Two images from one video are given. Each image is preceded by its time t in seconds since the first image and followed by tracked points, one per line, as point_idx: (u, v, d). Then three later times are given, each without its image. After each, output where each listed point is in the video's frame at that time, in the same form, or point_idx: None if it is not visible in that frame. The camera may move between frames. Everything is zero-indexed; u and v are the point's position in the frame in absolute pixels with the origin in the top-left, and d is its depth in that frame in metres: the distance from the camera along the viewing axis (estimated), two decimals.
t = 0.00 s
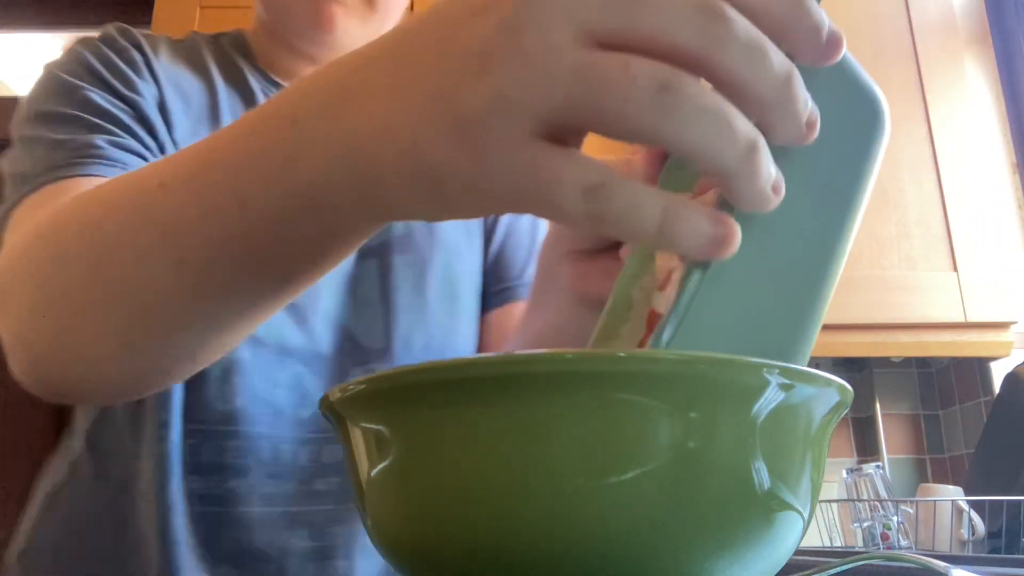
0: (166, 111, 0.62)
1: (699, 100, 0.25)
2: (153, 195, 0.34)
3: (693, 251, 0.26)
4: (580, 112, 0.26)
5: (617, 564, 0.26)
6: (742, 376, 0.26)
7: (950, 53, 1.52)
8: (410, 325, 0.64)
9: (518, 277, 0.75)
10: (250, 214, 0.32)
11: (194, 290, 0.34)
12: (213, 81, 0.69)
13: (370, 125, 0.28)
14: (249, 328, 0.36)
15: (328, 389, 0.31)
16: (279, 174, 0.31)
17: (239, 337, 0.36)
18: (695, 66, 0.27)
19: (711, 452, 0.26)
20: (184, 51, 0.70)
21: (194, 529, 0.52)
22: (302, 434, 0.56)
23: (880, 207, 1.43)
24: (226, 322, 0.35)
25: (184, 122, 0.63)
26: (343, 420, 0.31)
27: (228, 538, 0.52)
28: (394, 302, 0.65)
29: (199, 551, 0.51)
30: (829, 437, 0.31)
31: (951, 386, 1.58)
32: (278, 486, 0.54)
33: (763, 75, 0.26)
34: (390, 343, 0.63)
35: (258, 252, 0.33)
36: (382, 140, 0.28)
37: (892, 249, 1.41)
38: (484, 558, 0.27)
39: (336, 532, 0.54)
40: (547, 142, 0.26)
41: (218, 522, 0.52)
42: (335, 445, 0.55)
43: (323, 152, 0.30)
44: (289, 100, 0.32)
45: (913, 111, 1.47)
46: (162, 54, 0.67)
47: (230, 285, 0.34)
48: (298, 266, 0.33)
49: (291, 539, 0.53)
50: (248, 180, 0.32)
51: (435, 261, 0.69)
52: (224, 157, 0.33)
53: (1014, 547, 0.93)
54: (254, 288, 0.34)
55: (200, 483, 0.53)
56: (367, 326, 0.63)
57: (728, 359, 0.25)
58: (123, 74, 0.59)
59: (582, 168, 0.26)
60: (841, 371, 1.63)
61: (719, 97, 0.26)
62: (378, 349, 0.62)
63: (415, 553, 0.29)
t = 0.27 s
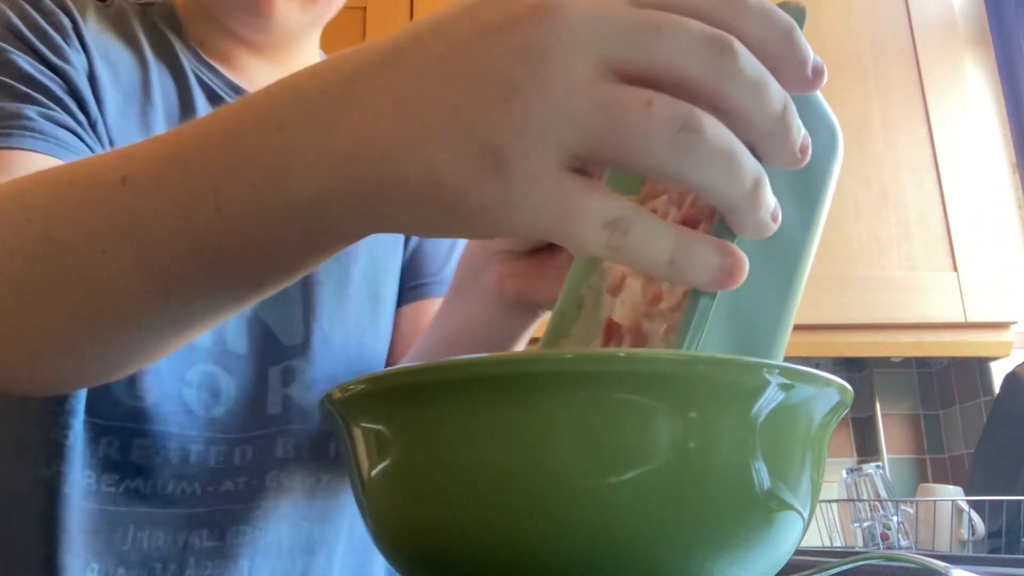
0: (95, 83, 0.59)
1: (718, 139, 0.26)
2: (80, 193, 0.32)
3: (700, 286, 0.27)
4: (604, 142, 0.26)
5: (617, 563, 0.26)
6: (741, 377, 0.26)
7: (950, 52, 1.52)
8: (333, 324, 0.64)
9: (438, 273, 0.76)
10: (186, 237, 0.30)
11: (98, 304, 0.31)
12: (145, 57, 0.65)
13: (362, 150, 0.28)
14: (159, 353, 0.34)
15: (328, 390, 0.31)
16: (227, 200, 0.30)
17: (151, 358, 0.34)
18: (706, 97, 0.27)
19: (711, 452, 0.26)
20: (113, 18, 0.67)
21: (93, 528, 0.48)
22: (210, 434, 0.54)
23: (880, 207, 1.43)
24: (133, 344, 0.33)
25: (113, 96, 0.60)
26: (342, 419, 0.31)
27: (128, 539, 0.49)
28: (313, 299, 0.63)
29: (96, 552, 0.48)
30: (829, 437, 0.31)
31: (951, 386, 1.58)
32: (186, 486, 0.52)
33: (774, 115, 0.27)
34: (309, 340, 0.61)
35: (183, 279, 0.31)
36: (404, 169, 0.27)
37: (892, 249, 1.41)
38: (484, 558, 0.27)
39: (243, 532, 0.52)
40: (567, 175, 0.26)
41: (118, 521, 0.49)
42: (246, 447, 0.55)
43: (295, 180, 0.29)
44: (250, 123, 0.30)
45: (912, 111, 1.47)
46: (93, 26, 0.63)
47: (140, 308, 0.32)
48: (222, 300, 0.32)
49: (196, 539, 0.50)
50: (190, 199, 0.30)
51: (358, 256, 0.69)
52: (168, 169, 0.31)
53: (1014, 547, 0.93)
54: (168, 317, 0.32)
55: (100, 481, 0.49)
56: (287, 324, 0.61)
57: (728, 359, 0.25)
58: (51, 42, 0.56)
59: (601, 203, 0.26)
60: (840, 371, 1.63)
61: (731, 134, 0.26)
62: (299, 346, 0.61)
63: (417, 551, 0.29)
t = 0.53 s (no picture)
0: (69, 70, 0.56)
1: (719, 78, 0.26)
2: (63, 163, 0.31)
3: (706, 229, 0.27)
4: (607, 87, 0.26)
5: (617, 563, 0.26)
6: (742, 377, 0.26)
7: (950, 53, 1.52)
8: (310, 318, 0.62)
9: (410, 261, 0.75)
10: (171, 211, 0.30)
11: (83, 277, 0.31)
12: (117, 45, 0.62)
13: (356, 112, 0.28)
14: (146, 331, 0.34)
15: (327, 390, 0.31)
16: (214, 168, 0.29)
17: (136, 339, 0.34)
18: (702, 31, 0.27)
19: (711, 452, 0.26)
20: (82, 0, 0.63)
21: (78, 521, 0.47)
22: (194, 426, 0.53)
23: (880, 206, 1.43)
24: (114, 322, 0.32)
25: (88, 84, 0.57)
26: (342, 420, 0.31)
27: (113, 533, 0.48)
28: (292, 292, 0.62)
29: (81, 545, 0.47)
30: (828, 438, 0.31)
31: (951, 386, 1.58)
32: (172, 480, 0.50)
33: (769, 50, 0.27)
34: (289, 335, 0.60)
35: (170, 253, 0.30)
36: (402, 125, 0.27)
37: (892, 248, 1.41)
38: (485, 557, 0.27)
39: (224, 529, 0.51)
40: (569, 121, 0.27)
41: (102, 515, 0.48)
42: (226, 443, 0.54)
43: (290, 147, 0.29)
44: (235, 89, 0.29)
45: (912, 110, 1.47)
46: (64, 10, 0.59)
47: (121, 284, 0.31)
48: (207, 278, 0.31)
49: (179, 536, 0.49)
50: (176, 171, 0.29)
51: (334, 249, 0.67)
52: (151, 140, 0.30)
53: (1015, 547, 0.93)
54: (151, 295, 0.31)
55: (88, 474, 0.48)
56: (265, 318, 0.59)
57: (728, 360, 0.25)
58: (22, 24, 0.53)
59: (605, 151, 0.27)
60: (840, 371, 1.63)
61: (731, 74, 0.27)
62: (279, 340, 0.59)
63: (417, 550, 0.29)
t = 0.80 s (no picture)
0: (50, 68, 0.54)
1: (721, 67, 0.26)
2: (42, 157, 0.31)
3: (708, 220, 0.27)
4: (608, 77, 0.26)
5: (614, 563, 0.26)
6: (742, 376, 0.26)
7: (950, 53, 1.52)
8: (295, 316, 0.61)
9: (398, 254, 0.73)
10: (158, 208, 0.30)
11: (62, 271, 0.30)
12: (99, 40, 0.61)
13: (349, 101, 0.27)
14: (127, 328, 0.33)
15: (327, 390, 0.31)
16: (199, 160, 0.29)
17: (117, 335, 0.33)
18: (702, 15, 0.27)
19: (711, 453, 0.26)
20: None
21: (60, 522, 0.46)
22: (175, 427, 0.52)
23: (880, 206, 1.43)
24: (94, 322, 0.32)
25: (69, 79, 0.56)
26: (342, 419, 0.31)
27: (94, 534, 0.47)
28: (277, 289, 0.60)
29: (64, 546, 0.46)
30: (828, 439, 0.31)
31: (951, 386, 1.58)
32: (152, 482, 0.49)
33: (766, 34, 0.27)
34: (273, 334, 0.59)
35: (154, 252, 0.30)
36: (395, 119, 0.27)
37: (892, 249, 1.41)
38: (484, 556, 0.27)
39: (207, 530, 0.50)
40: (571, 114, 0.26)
41: (84, 517, 0.47)
42: (210, 441, 0.53)
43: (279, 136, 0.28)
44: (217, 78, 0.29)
45: (912, 110, 1.47)
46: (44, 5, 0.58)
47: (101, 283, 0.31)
48: (190, 274, 0.31)
49: (162, 536, 0.49)
50: (159, 162, 0.29)
51: (320, 244, 0.65)
52: (129, 135, 0.30)
53: (1014, 546, 0.93)
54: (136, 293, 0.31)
55: (66, 475, 0.47)
56: (248, 316, 0.58)
57: (728, 360, 0.25)
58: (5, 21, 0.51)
59: (609, 142, 0.26)
60: (840, 371, 1.63)
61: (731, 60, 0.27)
62: (263, 338, 0.58)
63: (416, 549, 0.29)
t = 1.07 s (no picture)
0: (37, 64, 0.54)
1: (719, 92, 0.26)
2: (22, 166, 0.30)
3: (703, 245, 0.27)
4: (606, 97, 0.26)
5: (611, 562, 0.26)
6: (743, 377, 0.26)
7: (950, 52, 1.52)
8: (289, 312, 0.61)
9: (393, 251, 0.73)
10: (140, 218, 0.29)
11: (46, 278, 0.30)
12: (86, 37, 0.61)
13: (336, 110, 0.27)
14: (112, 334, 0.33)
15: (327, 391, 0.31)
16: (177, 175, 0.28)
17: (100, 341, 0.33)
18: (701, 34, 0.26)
19: (711, 453, 0.26)
20: None
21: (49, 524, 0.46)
22: (166, 426, 0.52)
23: (881, 206, 1.43)
24: (73, 329, 0.31)
25: (55, 76, 0.55)
26: (342, 419, 0.31)
27: (85, 535, 0.47)
28: (270, 287, 0.60)
29: (53, 547, 0.46)
30: (829, 439, 0.31)
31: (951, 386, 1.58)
32: (143, 482, 0.49)
33: (766, 48, 0.27)
34: (265, 332, 0.59)
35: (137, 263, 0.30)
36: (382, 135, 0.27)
37: (892, 249, 1.41)
38: (484, 556, 0.27)
39: (199, 529, 0.50)
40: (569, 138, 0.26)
41: (74, 518, 0.47)
42: (203, 440, 0.53)
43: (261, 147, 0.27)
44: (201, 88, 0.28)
45: (912, 110, 1.47)
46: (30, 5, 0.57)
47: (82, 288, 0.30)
48: (173, 283, 0.30)
49: (154, 536, 0.49)
50: (138, 174, 0.29)
51: (313, 242, 0.65)
52: (110, 144, 0.29)
53: (1014, 547, 0.93)
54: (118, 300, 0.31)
55: (55, 476, 0.47)
56: (241, 314, 0.58)
57: (728, 360, 0.25)
58: None
59: (605, 168, 0.26)
60: (840, 371, 1.63)
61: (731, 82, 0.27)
62: (255, 337, 0.58)
63: (415, 548, 0.29)
